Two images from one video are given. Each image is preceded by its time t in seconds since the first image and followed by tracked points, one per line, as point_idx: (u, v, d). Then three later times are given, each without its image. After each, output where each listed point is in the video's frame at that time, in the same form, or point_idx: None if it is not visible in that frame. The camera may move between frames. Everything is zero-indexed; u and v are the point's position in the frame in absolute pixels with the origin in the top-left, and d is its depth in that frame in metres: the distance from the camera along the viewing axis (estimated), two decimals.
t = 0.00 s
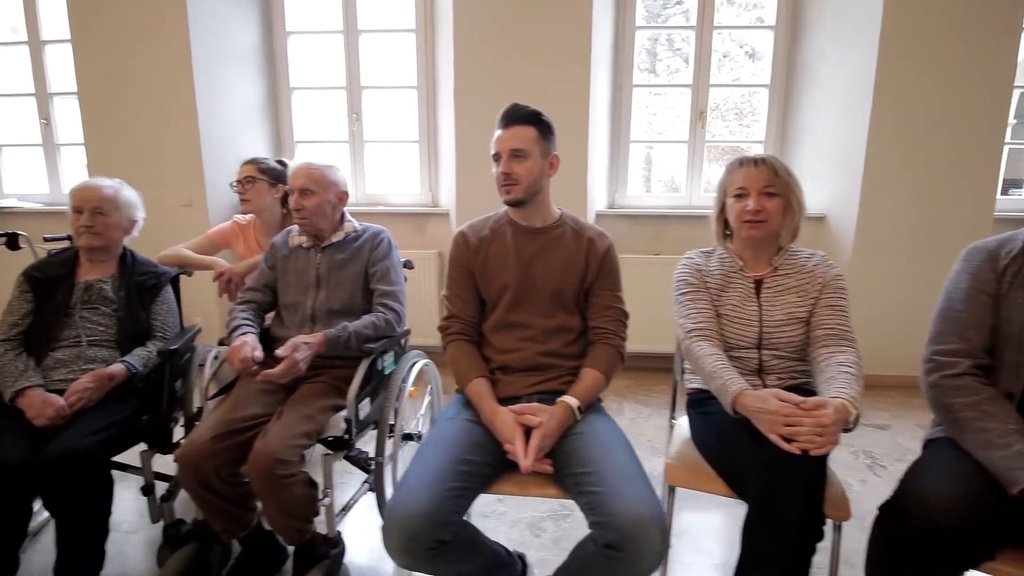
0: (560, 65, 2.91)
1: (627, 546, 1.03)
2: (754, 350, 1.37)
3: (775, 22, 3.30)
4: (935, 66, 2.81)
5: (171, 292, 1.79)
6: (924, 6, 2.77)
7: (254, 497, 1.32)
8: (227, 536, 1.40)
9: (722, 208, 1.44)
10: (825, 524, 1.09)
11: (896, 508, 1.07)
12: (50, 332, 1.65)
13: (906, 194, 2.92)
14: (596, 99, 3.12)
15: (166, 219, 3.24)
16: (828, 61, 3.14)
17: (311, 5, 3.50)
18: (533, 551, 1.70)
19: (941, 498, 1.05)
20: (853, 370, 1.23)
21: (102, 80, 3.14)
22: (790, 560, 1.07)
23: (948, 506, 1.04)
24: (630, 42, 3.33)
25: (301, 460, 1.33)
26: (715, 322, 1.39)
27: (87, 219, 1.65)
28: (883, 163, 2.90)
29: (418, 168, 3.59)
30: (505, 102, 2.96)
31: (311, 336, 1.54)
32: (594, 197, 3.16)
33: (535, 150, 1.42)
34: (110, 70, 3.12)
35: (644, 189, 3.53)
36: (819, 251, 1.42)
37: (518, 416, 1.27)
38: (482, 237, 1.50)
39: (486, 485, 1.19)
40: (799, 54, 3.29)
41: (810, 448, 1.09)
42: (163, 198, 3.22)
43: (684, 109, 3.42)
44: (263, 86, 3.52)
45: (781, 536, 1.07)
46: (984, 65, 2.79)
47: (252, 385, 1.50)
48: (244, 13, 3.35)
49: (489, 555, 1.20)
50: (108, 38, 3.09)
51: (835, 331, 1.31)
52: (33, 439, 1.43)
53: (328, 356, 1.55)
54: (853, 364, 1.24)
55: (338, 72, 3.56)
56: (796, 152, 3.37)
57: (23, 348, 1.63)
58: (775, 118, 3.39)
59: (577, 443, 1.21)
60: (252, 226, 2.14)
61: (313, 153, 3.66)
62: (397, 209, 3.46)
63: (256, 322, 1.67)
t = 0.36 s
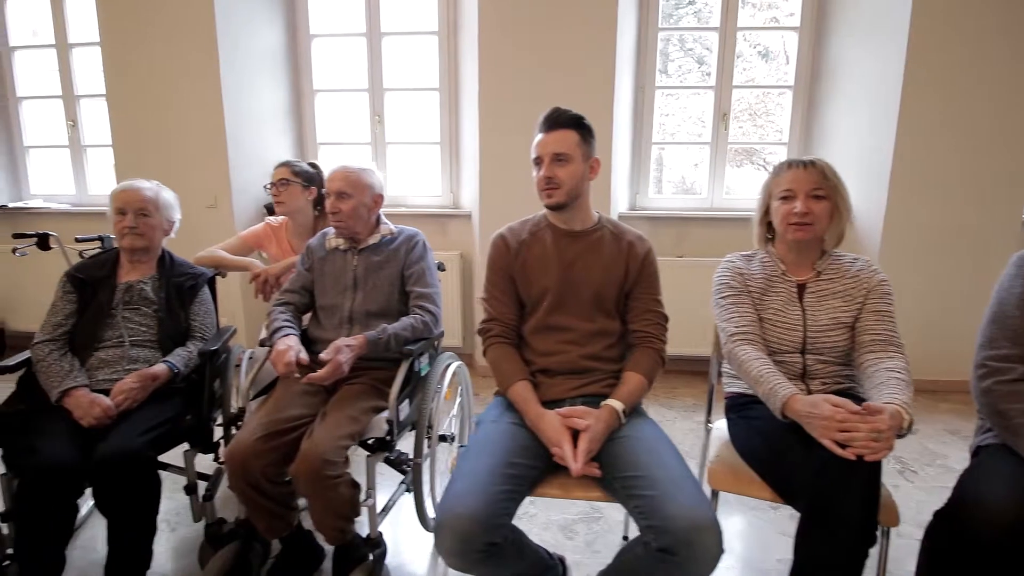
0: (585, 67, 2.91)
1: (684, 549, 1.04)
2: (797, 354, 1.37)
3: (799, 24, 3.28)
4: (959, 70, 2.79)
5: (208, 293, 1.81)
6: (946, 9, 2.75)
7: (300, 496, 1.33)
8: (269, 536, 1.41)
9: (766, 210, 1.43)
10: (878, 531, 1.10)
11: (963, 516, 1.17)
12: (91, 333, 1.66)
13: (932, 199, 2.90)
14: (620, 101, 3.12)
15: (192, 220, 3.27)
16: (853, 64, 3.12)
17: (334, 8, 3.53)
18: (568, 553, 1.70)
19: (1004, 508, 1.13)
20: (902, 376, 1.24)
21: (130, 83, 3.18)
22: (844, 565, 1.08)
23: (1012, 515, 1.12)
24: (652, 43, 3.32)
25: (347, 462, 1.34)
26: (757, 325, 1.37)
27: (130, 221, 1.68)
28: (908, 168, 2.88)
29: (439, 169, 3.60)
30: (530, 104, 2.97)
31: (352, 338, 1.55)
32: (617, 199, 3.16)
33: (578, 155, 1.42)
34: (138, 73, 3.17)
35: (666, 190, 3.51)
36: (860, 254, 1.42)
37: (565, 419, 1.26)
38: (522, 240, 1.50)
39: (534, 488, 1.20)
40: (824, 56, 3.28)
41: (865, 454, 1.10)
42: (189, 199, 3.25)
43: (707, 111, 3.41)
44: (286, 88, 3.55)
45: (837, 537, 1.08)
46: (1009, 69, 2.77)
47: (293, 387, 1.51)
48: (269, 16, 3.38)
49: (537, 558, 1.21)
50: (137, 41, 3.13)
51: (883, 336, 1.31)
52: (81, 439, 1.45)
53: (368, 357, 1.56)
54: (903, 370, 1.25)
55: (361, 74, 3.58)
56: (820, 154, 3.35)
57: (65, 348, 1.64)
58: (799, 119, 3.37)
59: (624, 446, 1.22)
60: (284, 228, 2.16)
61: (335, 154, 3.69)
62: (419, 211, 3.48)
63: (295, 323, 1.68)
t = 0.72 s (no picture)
0: (610, 68, 2.92)
1: (736, 545, 1.05)
2: (840, 352, 1.37)
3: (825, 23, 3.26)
4: (989, 68, 2.76)
5: (247, 291, 1.84)
6: (978, 8, 2.72)
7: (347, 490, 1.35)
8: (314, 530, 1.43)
9: (816, 208, 1.42)
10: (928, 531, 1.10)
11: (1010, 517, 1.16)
12: (137, 330, 1.69)
13: (962, 200, 2.87)
14: (644, 102, 3.12)
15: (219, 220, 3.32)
16: (880, 63, 3.09)
17: (359, 10, 3.57)
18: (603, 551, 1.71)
19: None
20: (950, 376, 1.25)
21: (159, 85, 3.24)
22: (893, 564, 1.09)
23: None
24: (676, 43, 3.32)
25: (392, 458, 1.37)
26: (799, 323, 1.37)
27: (172, 221, 1.71)
28: (936, 170, 2.86)
29: (461, 170, 3.62)
30: (555, 105, 2.98)
31: (393, 336, 1.58)
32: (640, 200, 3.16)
33: (620, 155, 1.43)
34: (168, 75, 3.22)
35: (688, 191, 3.50)
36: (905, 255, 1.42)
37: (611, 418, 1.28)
38: (563, 238, 1.51)
39: (580, 485, 1.21)
40: (850, 56, 3.26)
41: (918, 452, 1.11)
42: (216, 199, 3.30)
43: (731, 111, 3.40)
44: (311, 90, 3.59)
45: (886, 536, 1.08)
46: None
47: (337, 383, 1.54)
48: (295, 19, 3.42)
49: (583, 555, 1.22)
50: (167, 44, 3.19)
51: (930, 336, 1.31)
52: (133, 433, 1.50)
53: (409, 356, 1.58)
54: (952, 371, 1.25)
55: (384, 76, 3.61)
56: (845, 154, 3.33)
57: (112, 345, 1.67)
58: (824, 119, 3.36)
59: (672, 444, 1.23)
60: (317, 228, 2.19)
61: (358, 155, 3.72)
62: (442, 211, 3.50)
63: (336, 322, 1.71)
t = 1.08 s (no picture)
0: (632, 68, 2.94)
1: (783, 537, 1.07)
2: (879, 349, 1.38)
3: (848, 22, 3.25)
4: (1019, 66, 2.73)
5: (283, 288, 1.88)
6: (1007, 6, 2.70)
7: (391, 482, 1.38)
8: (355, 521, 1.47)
9: (861, 206, 1.43)
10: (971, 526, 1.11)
11: None
12: (180, 325, 1.73)
13: (988, 199, 2.85)
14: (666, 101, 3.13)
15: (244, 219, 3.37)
16: (905, 62, 3.07)
17: (381, 12, 3.61)
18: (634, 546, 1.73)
19: None
20: (991, 375, 1.26)
21: (187, 86, 3.29)
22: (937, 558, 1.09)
23: None
24: (698, 43, 3.32)
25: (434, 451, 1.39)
26: (838, 320, 1.38)
27: (212, 219, 1.74)
28: (964, 170, 2.83)
29: (482, 169, 3.65)
30: (578, 104, 3.00)
31: (432, 332, 1.61)
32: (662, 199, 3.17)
33: (657, 153, 1.45)
34: (196, 76, 3.27)
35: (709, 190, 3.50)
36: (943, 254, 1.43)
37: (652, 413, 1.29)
38: (602, 236, 1.52)
39: (621, 477, 1.23)
40: (873, 54, 3.24)
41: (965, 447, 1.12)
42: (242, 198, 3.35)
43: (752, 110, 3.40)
44: (334, 90, 3.63)
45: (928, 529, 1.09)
46: None
47: (375, 378, 1.57)
48: (319, 21, 3.46)
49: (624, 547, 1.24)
50: (196, 46, 3.24)
51: (970, 335, 1.32)
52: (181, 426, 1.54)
53: (446, 351, 1.61)
54: (994, 369, 1.27)
55: (406, 76, 3.65)
56: (867, 153, 3.32)
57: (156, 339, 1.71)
58: (847, 118, 3.34)
59: (713, 439, 1.24)
60: (348, 226, 2.23)
61: (379, 154, 3.76)
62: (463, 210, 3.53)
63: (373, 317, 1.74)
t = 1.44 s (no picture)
0: (653, 69, 2.97)
1: (822, 525, 1.10)
2: (910, 345, 1.40)
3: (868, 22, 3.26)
4: None
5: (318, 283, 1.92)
6: None
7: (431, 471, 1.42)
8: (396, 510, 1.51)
9: (891, 204, 1.45)
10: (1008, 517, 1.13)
11: None
12: (221, 319, 1.78)
13: (1008, 199, 2.86)
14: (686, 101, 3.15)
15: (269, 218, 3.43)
16: (925, 62, 3.08)
17: (402, 13, 3.66)
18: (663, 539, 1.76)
19: None
20: None
21: (214, 87, 3.36)
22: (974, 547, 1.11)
23: None
24: (717, 43, 3.34)
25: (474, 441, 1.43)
26: (870, 317, 1.41)
27: (251, 216, 1.79)
28: (984, 171, 2.86)
29: (501, 169, 3.69)
30: (599, 105, 3.03)
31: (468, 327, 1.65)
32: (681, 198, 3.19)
33: (691, 152, 1.48)
34: (222, 78, 3.34)
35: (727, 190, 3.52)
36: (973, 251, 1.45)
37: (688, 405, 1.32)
38: (634, 234, 1.56)
39: (659, 468, 1.26)
40: (893, 54, 3.25)
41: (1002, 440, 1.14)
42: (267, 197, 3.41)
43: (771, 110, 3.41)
44: (355, 91, 3.69)
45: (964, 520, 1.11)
46: None
47: (413, 371, 1.61)
48: (342, 23, 3.52)
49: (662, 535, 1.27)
50: (222, 48, 3.31)
51: (1000, 331, 1.35)
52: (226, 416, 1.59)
53: (482, 345, 1.65)
54: None
55: (427, 77, 3.70)
56: (886, 153, 3.33)
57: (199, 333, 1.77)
58: (866, 117, 3.35)
59: (750, 431, 1.27)
60: (377, 224, 2.28)
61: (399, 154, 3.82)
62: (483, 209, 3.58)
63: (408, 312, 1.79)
